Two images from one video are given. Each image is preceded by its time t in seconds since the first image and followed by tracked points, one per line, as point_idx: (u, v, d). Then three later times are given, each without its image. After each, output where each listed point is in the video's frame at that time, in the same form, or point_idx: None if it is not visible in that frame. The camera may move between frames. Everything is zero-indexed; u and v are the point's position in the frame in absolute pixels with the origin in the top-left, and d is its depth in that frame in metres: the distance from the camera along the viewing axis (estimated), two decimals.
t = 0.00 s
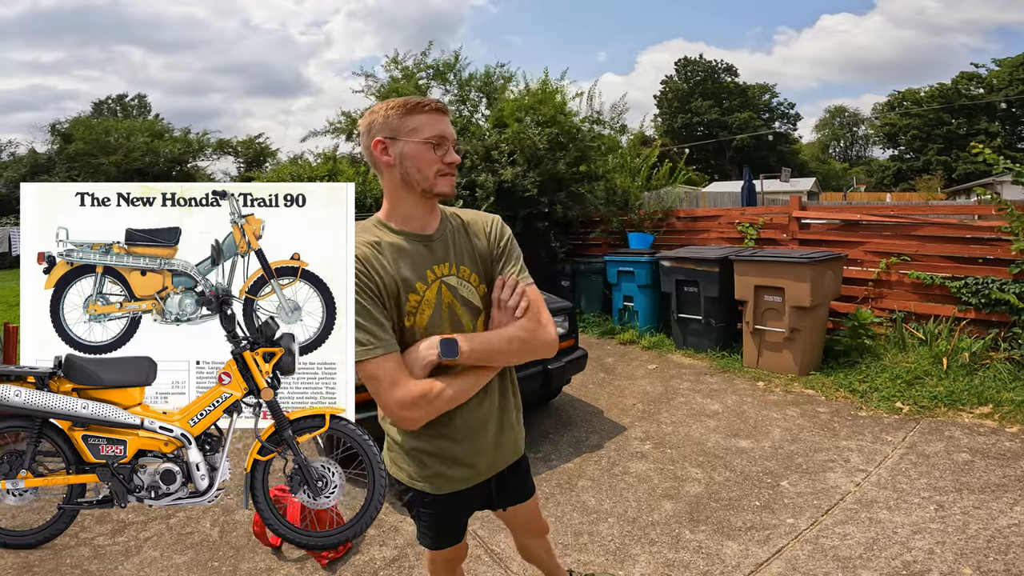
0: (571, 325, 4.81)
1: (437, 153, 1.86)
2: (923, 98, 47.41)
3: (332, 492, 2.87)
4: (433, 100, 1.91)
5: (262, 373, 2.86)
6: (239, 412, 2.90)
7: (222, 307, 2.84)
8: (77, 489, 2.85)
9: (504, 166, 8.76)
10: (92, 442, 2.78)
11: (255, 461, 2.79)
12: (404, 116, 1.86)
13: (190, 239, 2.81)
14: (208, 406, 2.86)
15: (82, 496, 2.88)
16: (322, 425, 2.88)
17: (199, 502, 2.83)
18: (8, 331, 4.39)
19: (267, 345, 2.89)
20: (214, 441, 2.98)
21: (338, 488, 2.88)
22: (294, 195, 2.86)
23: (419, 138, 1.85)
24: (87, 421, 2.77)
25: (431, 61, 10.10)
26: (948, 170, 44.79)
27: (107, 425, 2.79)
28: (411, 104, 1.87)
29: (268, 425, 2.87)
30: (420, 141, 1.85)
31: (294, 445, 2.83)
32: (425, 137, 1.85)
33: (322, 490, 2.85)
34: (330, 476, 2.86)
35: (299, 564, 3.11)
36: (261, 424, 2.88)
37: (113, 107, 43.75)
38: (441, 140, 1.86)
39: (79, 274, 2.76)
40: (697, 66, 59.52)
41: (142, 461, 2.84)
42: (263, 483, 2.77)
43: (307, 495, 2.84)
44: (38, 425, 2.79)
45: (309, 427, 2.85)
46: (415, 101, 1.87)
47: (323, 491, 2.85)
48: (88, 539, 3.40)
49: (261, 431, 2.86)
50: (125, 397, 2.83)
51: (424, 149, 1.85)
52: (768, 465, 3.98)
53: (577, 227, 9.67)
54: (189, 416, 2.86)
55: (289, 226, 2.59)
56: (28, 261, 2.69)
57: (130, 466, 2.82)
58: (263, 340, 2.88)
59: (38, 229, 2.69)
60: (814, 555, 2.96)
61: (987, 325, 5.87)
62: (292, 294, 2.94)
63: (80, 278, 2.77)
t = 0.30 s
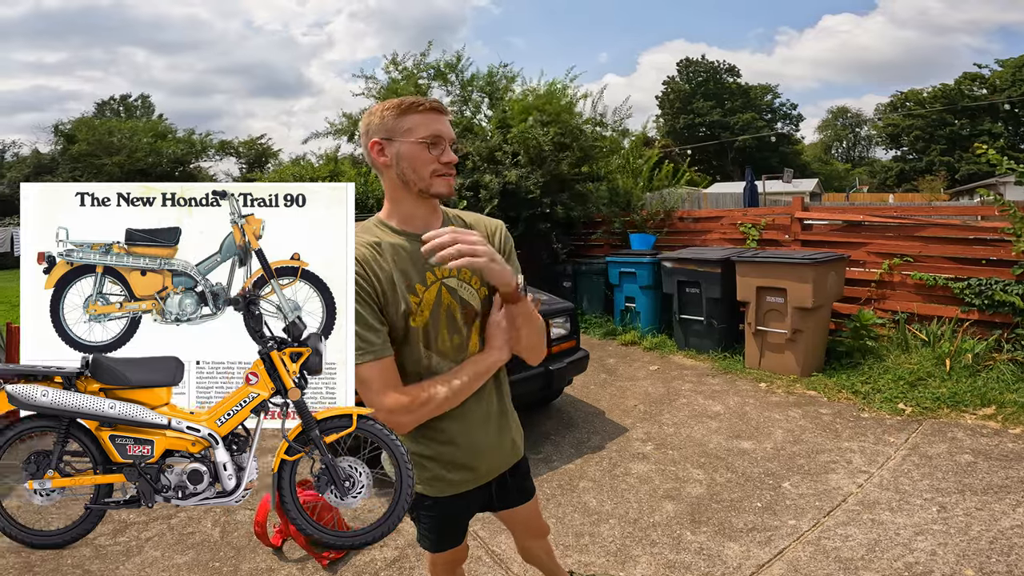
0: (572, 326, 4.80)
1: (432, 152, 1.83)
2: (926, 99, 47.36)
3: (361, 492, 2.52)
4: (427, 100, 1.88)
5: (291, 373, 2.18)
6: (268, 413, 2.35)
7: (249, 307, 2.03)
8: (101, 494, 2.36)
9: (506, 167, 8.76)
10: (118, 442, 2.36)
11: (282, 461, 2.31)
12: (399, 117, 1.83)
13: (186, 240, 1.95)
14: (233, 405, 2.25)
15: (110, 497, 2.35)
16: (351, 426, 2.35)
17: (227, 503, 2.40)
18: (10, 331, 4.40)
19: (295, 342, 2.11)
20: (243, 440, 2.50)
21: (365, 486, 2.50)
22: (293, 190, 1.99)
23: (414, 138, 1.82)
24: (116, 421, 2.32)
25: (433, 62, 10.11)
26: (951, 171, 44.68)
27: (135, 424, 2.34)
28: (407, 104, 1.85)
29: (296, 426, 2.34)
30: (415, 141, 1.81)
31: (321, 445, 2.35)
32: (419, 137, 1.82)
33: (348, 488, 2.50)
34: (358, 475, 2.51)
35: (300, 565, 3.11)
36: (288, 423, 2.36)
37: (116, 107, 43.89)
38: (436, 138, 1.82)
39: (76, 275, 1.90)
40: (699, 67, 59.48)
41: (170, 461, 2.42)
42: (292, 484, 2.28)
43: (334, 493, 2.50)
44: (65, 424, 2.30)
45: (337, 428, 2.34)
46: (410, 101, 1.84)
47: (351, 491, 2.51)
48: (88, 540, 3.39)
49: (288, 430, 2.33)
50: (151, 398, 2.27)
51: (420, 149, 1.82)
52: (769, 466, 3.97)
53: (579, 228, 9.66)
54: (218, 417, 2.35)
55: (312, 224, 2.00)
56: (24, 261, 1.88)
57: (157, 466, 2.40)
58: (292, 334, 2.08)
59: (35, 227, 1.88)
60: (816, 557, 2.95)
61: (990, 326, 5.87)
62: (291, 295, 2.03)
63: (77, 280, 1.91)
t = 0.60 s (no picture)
0: (572, 328, 4.81)
1: (436, 161, 1.87)
2: (930, 98, 47.26)
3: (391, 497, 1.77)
4: (433, 106, 1.90)
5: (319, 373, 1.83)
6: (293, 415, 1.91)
7: (275, 308, 1.82)
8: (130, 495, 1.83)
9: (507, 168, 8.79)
10: (143, 442, 1.84)
11: (308, 461, 1.65)
12: (405, 124, 1.86)
13: (186, 240, 1.84)
14: (261, 406, 1.90)
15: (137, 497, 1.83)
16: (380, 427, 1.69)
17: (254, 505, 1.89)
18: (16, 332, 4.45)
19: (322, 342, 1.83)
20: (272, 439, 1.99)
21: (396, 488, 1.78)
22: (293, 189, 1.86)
23: (419, 146, 1.85)
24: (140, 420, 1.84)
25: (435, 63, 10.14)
26: (955, 171, 44.53)
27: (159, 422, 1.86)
28: (412, 111, 1.88)
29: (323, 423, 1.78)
30: (420, 150, 1.85)
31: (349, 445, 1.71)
32: (424, 145, 1.85)
33: (375, 491, 1.75)
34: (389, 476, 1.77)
35: (300, 564, 3.14)
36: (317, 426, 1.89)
37: (121, 108, 44.15)
38: (441, 148, 1.86)
39: (75, 276, 1.80)
40: (702, 68, 59.46)
41: (196, 461, 1.90)
42: (321, 489, 1.63)
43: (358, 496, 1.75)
44: (91, 424, 1.81)
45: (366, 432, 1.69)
46: (416, 108, 1.87)
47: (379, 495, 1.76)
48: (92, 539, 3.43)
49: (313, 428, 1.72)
50: (179, 397, 1.86)
51: (424, 158, 1.85)
52: (768, 468, 3.98)
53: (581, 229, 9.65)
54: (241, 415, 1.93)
55: (311, 224, 1.87)
56: (22, 261, 1.77)
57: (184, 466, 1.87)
58: (319, 335, 1.83)
59: (34, 227, 1.77)
60: (813, 557, 2.97)
61: (992, 328, 5.87)
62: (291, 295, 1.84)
63: (77, 281, 1.81)
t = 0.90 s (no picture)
0: (571, 328, 4.84)
1: (448, 168, 1.89)
2: (931, 98, 47.23)
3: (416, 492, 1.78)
4: (449, 115, 1.93)
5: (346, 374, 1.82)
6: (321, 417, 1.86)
7: (302, 308, 1.80)
8: (159, 490, 1.78)
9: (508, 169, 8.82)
10: (170, 443, 1.78)
11: (335, 461, 1.67)
12: (420, 130, 1.89)
13: (186, 240, 1.85)
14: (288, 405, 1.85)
15: (165, 497, 1.80)
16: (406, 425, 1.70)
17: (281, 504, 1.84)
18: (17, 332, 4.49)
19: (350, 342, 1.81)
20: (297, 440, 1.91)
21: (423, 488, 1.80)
22: (293, 189, 1.87)
23: (433, 153, 1.87)
24: (169, 421, 1.77)
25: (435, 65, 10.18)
26: (957, 172, 44.45)
27: (188, 425, 1.79)
28: (428, 119, 1.90)
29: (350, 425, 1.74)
30: (433, 156, 1.87)
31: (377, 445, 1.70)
32: (438, 152, 1.87)
33: (402, 490, 1.76)
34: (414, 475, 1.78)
35: (299, 562, 3.16)
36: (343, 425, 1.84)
37: (122, 108, 44.27)
38: (453, 156, 1.89)
39: (76, 275, 1.80)
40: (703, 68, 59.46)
41: (223, 461, 1.82)
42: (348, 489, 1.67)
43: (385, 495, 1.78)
44: (118, 424, 1.75)
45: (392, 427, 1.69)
46: (432, 116, 1.90)
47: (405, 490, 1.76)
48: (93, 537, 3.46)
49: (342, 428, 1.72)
50: (206, 397, 1.83)
51: (436, 163, 1.87)
52: (766, 468, 4.00)
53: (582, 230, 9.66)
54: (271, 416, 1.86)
55: (312, 224, 1.89)
56: (21, 262, 1.76)
57: (212, 466, 1.80)
58: (346, 334, 1.80)
59: (34, 227, 1.77)
60: (809, 557, 2.99)
61: (990, 328, 5.88)
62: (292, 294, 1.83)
63: (78, 280, 1.81)
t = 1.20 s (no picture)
0: (568, 328, 4.88)
1: (453, 165, 1.90)
2: (932, 98, 47.15)
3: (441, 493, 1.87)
4: (451, 115, 1.94)
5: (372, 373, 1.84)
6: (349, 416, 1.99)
7: (329, 308, 1.87)
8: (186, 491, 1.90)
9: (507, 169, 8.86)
10: (198, 442, 1.92)
11: (363, 461, 1.77)
12: (424, 129, 1.90)
13: (186, 240, 2.06)
14: (315, 406, 1.99)
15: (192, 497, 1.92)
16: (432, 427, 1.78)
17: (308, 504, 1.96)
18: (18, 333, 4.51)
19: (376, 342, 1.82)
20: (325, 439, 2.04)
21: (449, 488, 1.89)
22: (293, 191, 2.08)
23: (437, 151, 1.88)
24: (196, 421, 1.90)
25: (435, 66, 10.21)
26: (959, 172, 44.36)
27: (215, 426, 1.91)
28: (431, 118, 1.91)
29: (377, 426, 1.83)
30: (437, 155, 1.88)
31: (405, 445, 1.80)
32: (442, 151, 1.88)
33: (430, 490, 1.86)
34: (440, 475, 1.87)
35: (297, 561, 3.18)
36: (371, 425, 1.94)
37: (124, 109, 44.30)
38: (457, 154, 1.90)
39: (76, 275, 1.99)
40: (705, 68, 59.43)
41: (251, 461, 1.95)
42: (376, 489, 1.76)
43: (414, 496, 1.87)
44: (145, 425, 1.87)
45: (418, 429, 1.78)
46: (435, 115, 1.91)
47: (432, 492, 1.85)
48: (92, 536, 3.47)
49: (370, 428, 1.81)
50: (233, 397, 1.98)
51: (440, 162, 1.89)
52: (763, 468, 4.01)
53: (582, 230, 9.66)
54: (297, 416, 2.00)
55: (312, 223, 2.09)
56: (22, 262, 1.94)
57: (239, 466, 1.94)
58: (372, 334, 1.80)
59: (34, 227, 1.96)
60: (803, 558, 3.00)
61: (989, 329, 5.87)
62: (291, 295, 2.06)
63: (78, 280, 1.99)
